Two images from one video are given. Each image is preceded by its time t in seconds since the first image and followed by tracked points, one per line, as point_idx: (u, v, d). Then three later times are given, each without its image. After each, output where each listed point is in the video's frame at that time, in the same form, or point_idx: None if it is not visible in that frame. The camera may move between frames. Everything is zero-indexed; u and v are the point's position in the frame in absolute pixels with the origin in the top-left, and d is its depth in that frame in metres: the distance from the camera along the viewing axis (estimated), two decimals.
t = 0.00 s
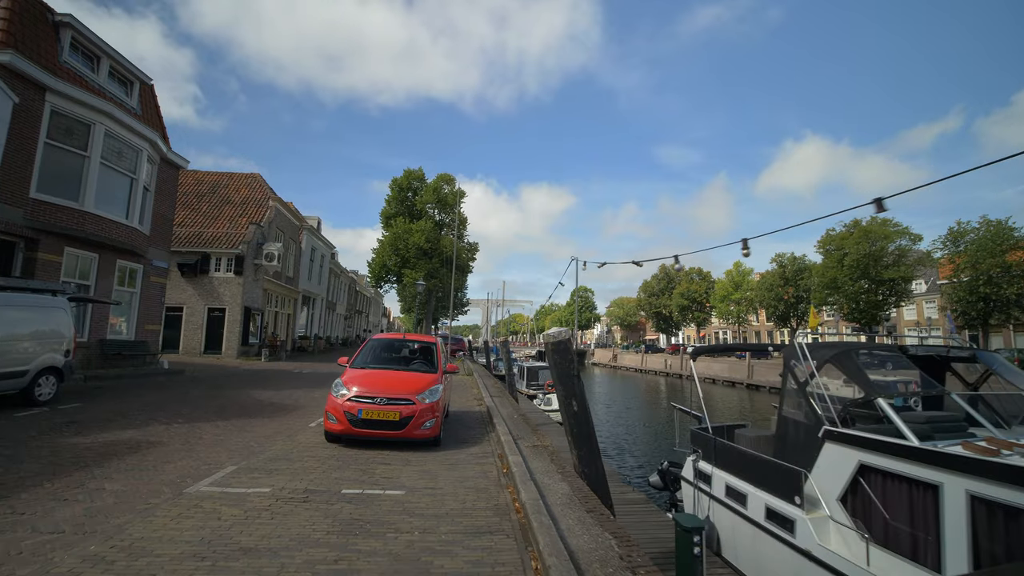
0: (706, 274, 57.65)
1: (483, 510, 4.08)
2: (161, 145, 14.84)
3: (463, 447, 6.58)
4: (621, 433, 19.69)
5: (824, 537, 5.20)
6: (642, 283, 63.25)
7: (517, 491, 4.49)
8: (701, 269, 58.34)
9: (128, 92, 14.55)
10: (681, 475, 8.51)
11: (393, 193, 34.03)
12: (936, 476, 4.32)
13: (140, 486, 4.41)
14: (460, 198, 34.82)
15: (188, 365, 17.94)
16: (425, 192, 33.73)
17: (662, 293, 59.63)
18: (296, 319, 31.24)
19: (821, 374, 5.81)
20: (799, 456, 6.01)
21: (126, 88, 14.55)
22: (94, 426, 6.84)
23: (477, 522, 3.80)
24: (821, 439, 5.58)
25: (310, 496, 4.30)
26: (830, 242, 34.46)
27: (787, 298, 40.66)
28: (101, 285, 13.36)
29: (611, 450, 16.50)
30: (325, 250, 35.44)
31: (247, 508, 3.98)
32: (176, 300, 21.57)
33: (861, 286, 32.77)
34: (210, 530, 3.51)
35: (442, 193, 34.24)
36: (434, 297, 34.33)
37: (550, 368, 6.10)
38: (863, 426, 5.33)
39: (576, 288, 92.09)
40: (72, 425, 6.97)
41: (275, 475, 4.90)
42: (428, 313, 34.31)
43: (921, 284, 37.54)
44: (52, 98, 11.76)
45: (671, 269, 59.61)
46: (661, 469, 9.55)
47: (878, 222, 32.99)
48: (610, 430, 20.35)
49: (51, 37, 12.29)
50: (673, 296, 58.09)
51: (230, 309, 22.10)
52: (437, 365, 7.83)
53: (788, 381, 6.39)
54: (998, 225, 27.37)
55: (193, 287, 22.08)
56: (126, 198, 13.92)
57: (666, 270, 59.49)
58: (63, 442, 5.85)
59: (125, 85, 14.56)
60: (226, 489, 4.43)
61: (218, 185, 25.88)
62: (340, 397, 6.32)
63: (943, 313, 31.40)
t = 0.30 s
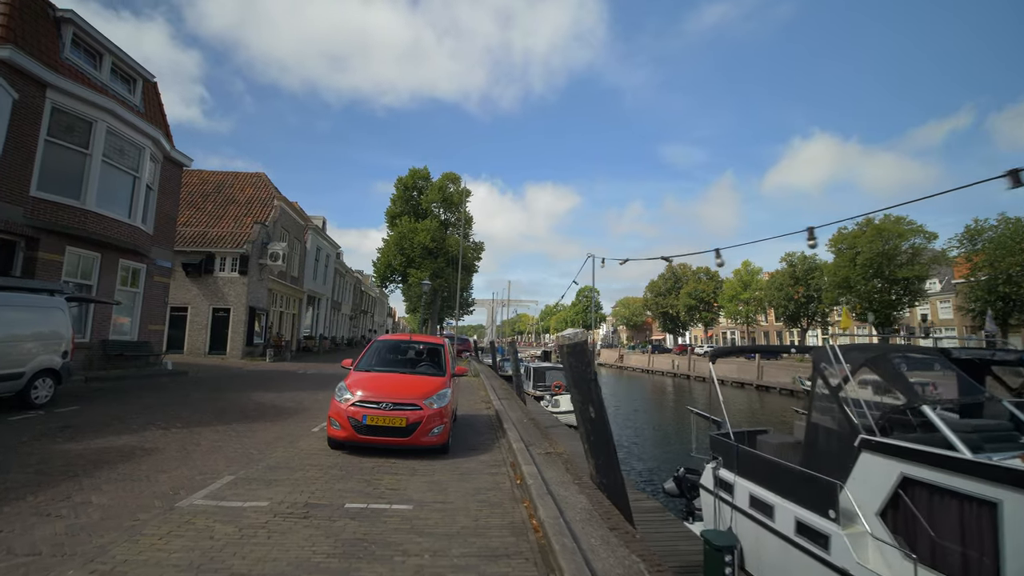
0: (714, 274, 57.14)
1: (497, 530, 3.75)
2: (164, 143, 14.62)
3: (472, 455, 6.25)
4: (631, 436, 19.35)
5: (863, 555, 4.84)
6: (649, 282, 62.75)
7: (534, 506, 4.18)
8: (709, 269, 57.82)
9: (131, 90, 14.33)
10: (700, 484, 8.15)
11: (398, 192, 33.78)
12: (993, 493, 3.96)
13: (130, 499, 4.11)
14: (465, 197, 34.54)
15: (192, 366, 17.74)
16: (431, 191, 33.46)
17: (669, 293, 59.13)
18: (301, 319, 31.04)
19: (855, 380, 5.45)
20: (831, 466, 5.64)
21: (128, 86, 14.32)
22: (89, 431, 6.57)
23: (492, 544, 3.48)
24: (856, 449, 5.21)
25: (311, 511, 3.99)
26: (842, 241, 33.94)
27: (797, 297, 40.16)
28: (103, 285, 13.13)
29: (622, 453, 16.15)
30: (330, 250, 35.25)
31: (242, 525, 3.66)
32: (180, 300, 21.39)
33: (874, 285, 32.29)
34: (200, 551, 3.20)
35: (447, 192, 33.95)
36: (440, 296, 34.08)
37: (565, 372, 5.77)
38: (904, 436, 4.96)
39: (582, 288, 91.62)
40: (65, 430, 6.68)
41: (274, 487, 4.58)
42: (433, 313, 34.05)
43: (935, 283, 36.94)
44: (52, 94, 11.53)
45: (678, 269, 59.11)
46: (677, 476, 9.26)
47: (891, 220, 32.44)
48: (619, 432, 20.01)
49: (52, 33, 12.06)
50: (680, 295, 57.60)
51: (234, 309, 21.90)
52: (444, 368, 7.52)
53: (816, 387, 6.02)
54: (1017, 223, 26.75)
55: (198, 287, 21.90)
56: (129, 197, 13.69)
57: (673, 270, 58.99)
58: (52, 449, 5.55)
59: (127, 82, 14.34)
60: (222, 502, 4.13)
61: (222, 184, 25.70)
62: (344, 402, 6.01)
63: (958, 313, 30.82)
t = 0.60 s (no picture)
0: (727, 273, 56.46)
1: (524, 545, 3.46)
2: (175, 141, 14.47)
3: (491, 460, 5.95)
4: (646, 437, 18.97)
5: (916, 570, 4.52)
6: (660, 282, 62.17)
7: (564, 517, 3.92)
8: (721, 268, 57.17)
9: (142, 87, 14.21)
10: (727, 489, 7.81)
11: (409, 190, 33.62)
12: None
13: (133, 507, 3.86)
14: (476, 195, 34.31)
15: (203, 365, 17.65)
16: (441, 190, 33.26)
17: (681, 292, 58.52)
18: (312, 319, 30.98)
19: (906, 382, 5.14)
20: (876, 474, 5.33)
21: (139, 83, 14.21)
22: (95, 431, 6.36)
23: (520, 561, 3.19)
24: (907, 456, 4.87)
25: (324, 522, 3.72)
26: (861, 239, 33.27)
27: (813, 296, 39.48)
28: (114, 283, 13.01)
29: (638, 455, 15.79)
30: (341, 249, 35.18)
31: (250, 538, 3.39)
32: (192, 299, 21.34)
33: (894, 284, 31.66)
34: (205, 569, 2.94)
35: (458, 190, 33.73)
36: (451, 296, 33.87)
37: (590, 374, 5.45)
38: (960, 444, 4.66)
39: (592, 288, 91.03)
40: (72, 430, 6.49)
41: (285, 494, 4.33)
42: (444, 312, 33.87)
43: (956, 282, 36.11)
44: (63, 90, 11.40)
45: (689, 268, 58.49)
46: (701, 481, 8.97)
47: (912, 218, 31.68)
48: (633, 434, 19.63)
49: (62, 29, 11.94)
50: (692, 295, 56.99)
51: (246, 308, 21.81)
52: (460, 368, 7.23)
53: (858, 391, 5.69)
54: None
55: (210, 286, 21.84)
56: (140, 195, 13.58)
57: (685, 269, 58.38)
58: (57, 451, 5.34)
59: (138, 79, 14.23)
60: (230, 511, 3.87)
61: (234, 183, 25.66)
62: (357, 403, 5.75)
63: (981, 313, 30.06)
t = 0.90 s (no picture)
0: (743, 272, 55.58)
1: (561, 571, 3.14)
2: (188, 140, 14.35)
3: (514, 470, 5.62)
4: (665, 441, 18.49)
5: None
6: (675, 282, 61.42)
7: (602, 538, 3.58)
8: (738, 268, 56.30)
9: (155, 86, 14.10)
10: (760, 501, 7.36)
11: (422, 190, 33.43)
12: None
13: (136, 523, 3.59)
14: (489, 194, 34.02)
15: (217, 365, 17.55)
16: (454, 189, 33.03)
17: (697, 292, 57.72)
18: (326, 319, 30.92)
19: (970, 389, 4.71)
20: (932, 489, 4.90)
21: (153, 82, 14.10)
22: (103, 436, 6.14)
23: None
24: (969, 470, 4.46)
25: (339, 541, 3.41)
26: (884, 237, 32.41)
27: (833, 296, 38.62)
28: (128, 284, 12.89)
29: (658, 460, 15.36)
30: (354, 249, 35.10)
31: (259, 561, 3.10)
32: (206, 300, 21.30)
33: (918, 283, 30.77)
34: None
35: (471, 189, 33.48)
36: (464, 296, 33.60)
37: (624, 376, 5.13)
38: None
39: (605, 288, 90.24)
40: (80, 435, 6.27)
41: (298, 508, 4.03)
42: (457, 313, 33.62)
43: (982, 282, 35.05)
44: (76, 89, 11.28)
45: (705, 267, 57.68)
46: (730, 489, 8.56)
47: (937, 215, 30.77)
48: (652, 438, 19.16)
49: (76, 28, 11.84)
50: (708, 295, 56.20)
51: (259, 309, 21.72)
52: (480, 371, 6.92)
53: (911, 396, 5.26)
54: None
55: (224, 286, 21.78)
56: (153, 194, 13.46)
57: (700, 269, 57.58)
58: (61, 458, 5.11)
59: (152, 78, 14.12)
60: (239, 528, 3.59)
61: (248, 183, 25.63)
62: (373, 409, 5.45)
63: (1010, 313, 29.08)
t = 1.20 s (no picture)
0: (762, 271, 54.64)
1: None
2: (203, 137, 14.27)
3: (538, 474, 5.31)
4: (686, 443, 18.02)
5: None
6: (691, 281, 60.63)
7: (644, 553, 3.26)
8: (755, 266, 55.38)
9: (170, 84, 14.03)
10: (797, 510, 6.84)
11: (436, 189, 33.26)
12: None
13: (139, 532, 3.35)
14: (504, 193, 33.74)
15: (231, 364, 17.50)
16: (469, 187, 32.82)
17: (714, 292, 56.91)
18: (341, 319, 30.89)
19: None
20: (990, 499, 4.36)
21: (168, 80, 14.03)
22: (113, 437, 5.95)
23: None
24: None
25: (355, 554, 3.13)
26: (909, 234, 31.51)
27: (855, 295, 37.69)
28: (143, 282, 12.82)
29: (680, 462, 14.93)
30: (369, 249, 35.07)
31: None
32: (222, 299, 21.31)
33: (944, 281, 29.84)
34: None
35: (486, 188, 33.24)
36: (478, 295, 33.37)
37: (657, 373, 4.80)
38: None
39: (619, 287, 89.46)
40: (90, 436, 6.09)
41: (312, 516, 3.76)
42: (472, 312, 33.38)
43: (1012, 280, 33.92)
44: (90, 85, 11.20)
45: (722, 266, 56.82)
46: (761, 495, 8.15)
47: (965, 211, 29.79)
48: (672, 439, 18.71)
49: (91, 24, 11.77)
50: (725, 294, 55.35)
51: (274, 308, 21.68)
52: (500, 370, 6.62)
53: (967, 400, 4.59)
54: None
55: (239, 285, 21.78)
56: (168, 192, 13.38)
57: (717, 268, 56.75)
58: (68, 459, 4.90)
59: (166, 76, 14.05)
60: (248, 538, 3.33)
61: (263, 183, 25.65)
62: (390, 409, 5.17)
63: None
